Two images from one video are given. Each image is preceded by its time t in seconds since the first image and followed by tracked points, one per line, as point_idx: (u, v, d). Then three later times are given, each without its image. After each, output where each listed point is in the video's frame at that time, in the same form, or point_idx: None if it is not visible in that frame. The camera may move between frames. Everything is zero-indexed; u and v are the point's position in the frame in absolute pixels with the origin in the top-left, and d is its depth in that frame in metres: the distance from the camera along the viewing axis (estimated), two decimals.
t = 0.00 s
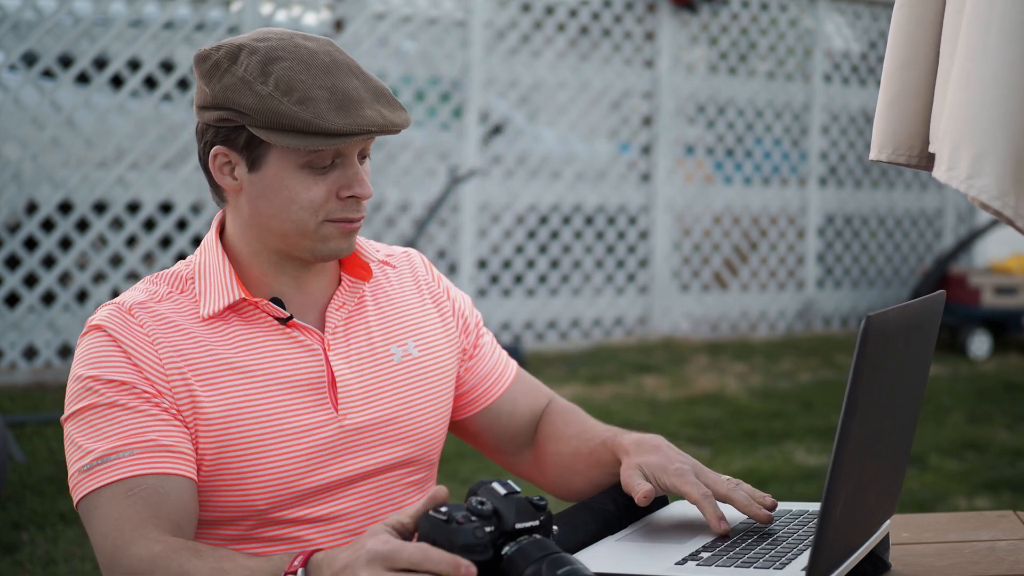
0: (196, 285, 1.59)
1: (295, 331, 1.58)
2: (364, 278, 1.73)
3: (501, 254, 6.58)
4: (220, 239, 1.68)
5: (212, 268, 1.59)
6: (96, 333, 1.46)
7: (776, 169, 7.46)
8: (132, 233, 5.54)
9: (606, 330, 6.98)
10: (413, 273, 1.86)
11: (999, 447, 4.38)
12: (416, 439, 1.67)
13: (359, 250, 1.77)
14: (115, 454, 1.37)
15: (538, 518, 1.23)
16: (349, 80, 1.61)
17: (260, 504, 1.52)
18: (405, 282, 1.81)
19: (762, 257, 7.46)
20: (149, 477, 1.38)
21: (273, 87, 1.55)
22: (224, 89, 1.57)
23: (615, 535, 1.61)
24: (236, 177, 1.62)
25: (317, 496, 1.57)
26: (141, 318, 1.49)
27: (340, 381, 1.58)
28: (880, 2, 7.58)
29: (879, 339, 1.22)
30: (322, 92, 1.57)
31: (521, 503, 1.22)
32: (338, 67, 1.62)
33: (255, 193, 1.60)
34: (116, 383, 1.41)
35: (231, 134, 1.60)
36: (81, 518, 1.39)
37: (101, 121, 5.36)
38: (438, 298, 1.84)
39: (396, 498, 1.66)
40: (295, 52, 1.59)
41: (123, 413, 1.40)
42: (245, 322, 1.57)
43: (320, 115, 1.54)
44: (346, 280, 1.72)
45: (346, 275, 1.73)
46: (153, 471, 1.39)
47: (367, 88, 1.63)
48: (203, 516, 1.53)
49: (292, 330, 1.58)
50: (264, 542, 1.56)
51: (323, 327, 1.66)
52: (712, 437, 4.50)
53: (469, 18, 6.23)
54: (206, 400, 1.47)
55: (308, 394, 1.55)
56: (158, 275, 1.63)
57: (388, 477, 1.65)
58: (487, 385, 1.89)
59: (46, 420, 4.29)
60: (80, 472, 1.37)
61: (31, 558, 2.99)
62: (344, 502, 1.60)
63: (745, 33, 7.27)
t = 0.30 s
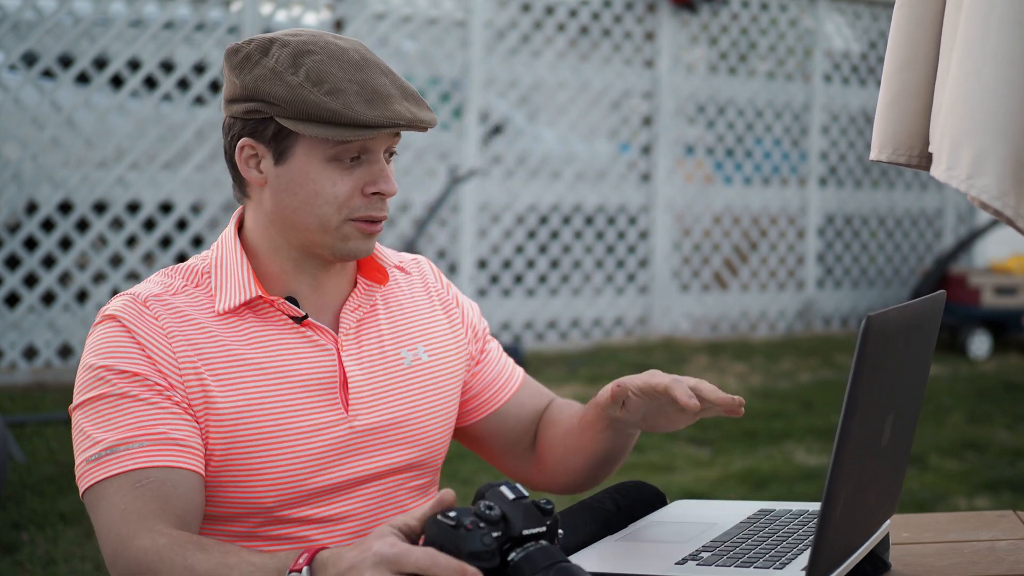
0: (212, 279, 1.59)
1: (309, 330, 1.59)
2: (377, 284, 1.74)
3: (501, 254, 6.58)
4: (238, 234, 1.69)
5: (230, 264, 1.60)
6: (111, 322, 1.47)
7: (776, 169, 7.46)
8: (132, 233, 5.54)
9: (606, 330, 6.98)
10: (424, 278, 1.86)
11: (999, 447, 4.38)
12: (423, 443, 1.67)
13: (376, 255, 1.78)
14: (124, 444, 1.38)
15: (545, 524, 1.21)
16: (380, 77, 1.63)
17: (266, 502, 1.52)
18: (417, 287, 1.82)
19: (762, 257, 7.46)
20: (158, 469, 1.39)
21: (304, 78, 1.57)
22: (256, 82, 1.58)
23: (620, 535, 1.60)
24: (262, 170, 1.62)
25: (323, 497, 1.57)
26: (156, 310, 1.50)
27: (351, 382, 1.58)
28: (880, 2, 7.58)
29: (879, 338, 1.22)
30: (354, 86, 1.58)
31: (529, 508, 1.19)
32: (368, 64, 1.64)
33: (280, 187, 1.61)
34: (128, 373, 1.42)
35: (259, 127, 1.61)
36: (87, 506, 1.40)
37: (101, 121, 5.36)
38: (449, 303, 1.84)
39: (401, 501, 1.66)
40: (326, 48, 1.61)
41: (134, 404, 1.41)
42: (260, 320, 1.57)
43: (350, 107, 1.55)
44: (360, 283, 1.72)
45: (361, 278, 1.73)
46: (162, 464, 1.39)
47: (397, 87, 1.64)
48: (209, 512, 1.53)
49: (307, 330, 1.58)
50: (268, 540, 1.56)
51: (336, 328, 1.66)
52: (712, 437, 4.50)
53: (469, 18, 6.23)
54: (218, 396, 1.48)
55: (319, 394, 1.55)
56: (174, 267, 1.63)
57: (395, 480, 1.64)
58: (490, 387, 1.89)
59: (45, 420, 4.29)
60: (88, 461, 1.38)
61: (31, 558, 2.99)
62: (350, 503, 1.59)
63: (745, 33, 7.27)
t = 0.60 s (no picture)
0: (227, 276, 1.60)
1: (322, 328, 1.59)
2: (388, 283, 1.75)
3: (501, 254, 6.58)
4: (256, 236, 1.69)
5: (247, 263, 1.61)
6: (125, 315, 1.47)
7: (776, 169, 7.46)
8: (132, 233, 5.54)
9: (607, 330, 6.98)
10: (431, 284, 1.87)
11: (999, 447, 4.38)
12: (430, 443, 1.67)
13: (388, 255, 1.79)
14: (136, 438, 1.38)
15: (552, 531, 1.21)
16: (397, 64, 1.67)
17: (276, 498, 1.52)
18: (424, 291, 1.83)
19: (762, 257, 7.46)
20: (169, 464, 1.39)
21: (330, 64, 1.59)
22: (278, 72, 1.59)
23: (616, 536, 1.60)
24: (289, 163, 1.62)
25: (330, 496, 1.57)
26: (171, 306, 1.50)
27: (363, 381, 1.59)
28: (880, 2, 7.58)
29: (879, 338, 1.22)
30: (378, 70, 1.62)
31: (537, 514, 1.20)
32: (386, 55, 1.67)
33: (307, 177, 1.61)
34: (141, 368, 1.42)
35: (283, 119, 1.61)
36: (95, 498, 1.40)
37: (102, 121, 5.36)
38: (455, 308, 1.85)
39: (408, 502, 1.66)
40: (345, 40, 1.64)
41: (147, 399, 1.41)
42: (273, 317, 1.58)
43: (378, 87, 1.58)
44: (372, 282, 1.73)
45: (372, 278, 1.74)
46: (173, 459, 1.39)
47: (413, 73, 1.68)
48: (216, 507, 1.53)
49: (320, 327, 1.59)
50: (275, 537, 1.56)
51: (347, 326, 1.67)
52: (712, 437, 4.50)
53: (469, 18, 6.22)
54: (231, 392, 1.47)
55: (332, 393, 1.55)
56: (189, 264, 1.65)
57: (403, 480, 1.65)
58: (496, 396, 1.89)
59: (45, 420, 4.29)
60: (98, 454, 1.38)
61: (31, 558, 2.99)
62: (359, 503, 1.60)
63: (745, 33, 7.27)
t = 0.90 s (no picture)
0: (241, 271, 1.60)
1: (335, 327, 1.60)
2: (399, 288, 1.75)
3: (501, 254, 6.58)
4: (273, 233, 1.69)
5: (263, 258, 1.61)
6: (139, 305, 1.47)
7: (776, 169, 7.46)
8: (132, 233, 5.53)
9: (606, 330, 6.97)
10: (439, 293, 1.88)
11: (999, 447, 4.38)
12: (438, 444, 1.68)
13: (398, 261, 1.80)
14: (145, 426, 1.38)
15: (556, 534, 1.21)
16: (426, 73, 1.67)
17: (283, 492, 1.52)
18: (432, 298, 1.84)
19: (762, 257, 7.46)
20: (178, 453, 1.38)
21: (362, 67, 1.59)
22: (309, 74, 1.59)
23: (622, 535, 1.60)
24: (312, 162, 1.62)
25: (337, 493, 1.57)
26: (185, 298, 1.51)
27: (372, 380, 1.59)
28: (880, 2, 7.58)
29: (879, 338, 1.22)
30: (406, 77, 1.62)
31: (541, 518, 1.20)
32: (414, 63, 1.67)
33: (331, 178, 1.61)
34: (154, 357, 1.42)
35: (309, 118, 1.60)
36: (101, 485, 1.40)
37: (102, 121, 5.36)
38: (460, 320, 1.86)
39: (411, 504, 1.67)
40: (376, 46, 1.64)
41: (158, 387, 1.41)
42: (286, 313, 1.58)
43: (405, 93, 1.58)
44: (383, 286, 1.74)
45: (383, 282, 1.75)
46: (183, 448, 1.39)
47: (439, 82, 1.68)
48: (222, 501, 1.53)
49: (332, 326, 1.60)
50: (281, 532, 1.56)
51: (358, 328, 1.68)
52: (712, 437, 4.49)
53: (469, 18, 6.23)
54: (243, 384, 1.48)
55: (342, 392, 1.56)
56: (203, 259, 1.64)
57: (409, 481, 1.65)
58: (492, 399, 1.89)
59: (46, 420, 4.29)
60: (107, 441, 1.37)
61: (31, 558, 2.99)
62: (365, 502, 1.60)
63: (745, 33, 7.27)
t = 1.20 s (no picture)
0: (256, 268, 1.61)
1: (344, 326, 1.60)
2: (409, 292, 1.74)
3: (501, 254, 6.59)
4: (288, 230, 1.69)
5: (280, 253, 1.61)
6: (152, 300, 1.47)
7: (776, 169, 7.45)
8: (132, 233, 5.53)
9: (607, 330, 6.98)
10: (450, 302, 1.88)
11: (999, 447, 4.37)
12: (445, 446, 1.68)
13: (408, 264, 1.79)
14: (153, 422, 1.38)
15: (556, 534, 1.21)
16: (435, 75, 1.68)
17: (288, 490, 1.52)
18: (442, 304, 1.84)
19: (762, 257, 7.46)
20: (183, 450, 1.38)
21: (369, 60, 1.60)
22: (320, 67, 1.60)
23: (622, 535, 1.60)
24: (318, 154, 1.63)
25: (342, 492, 1.57)
26: (198, 294, 1.51)
27: (380, 382, 1.59)
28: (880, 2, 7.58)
29: (879, 337, 1.22)
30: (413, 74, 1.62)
31: (541, 518, 1.20)
32: (425, 65, 1.68)
33: (335, 171, 1.61)
34: (164, 352, 1.42)
35: (317, 112, 1.62)
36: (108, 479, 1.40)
37: (102, 121, 5.36)
38: (469, 331, 1.86)
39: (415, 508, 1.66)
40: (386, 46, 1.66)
41: (167, 383, 1.41)
42: (297, 311, 1.58)
43: (411, 87, 1.59)
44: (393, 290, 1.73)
45: (393, 286, 1.74)
46: (189, 445, 1.39)
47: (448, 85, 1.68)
48: (228, 497, 1.53)
49: (342, 325, 1.60)
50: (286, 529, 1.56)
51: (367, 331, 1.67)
52: (712, 437, 4.49)
53: (469, 18, 6.22)
54: (252, 381, 1.48)
55: (351, 394, 1.55)
56: (218, 254, 1.64)
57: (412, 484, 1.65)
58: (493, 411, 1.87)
59: (46, 420, 4.29)
60: (114, 435, 1.38)
61: (31, 558, 2.99)
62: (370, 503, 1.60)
63: (745, 33, 7.27)
